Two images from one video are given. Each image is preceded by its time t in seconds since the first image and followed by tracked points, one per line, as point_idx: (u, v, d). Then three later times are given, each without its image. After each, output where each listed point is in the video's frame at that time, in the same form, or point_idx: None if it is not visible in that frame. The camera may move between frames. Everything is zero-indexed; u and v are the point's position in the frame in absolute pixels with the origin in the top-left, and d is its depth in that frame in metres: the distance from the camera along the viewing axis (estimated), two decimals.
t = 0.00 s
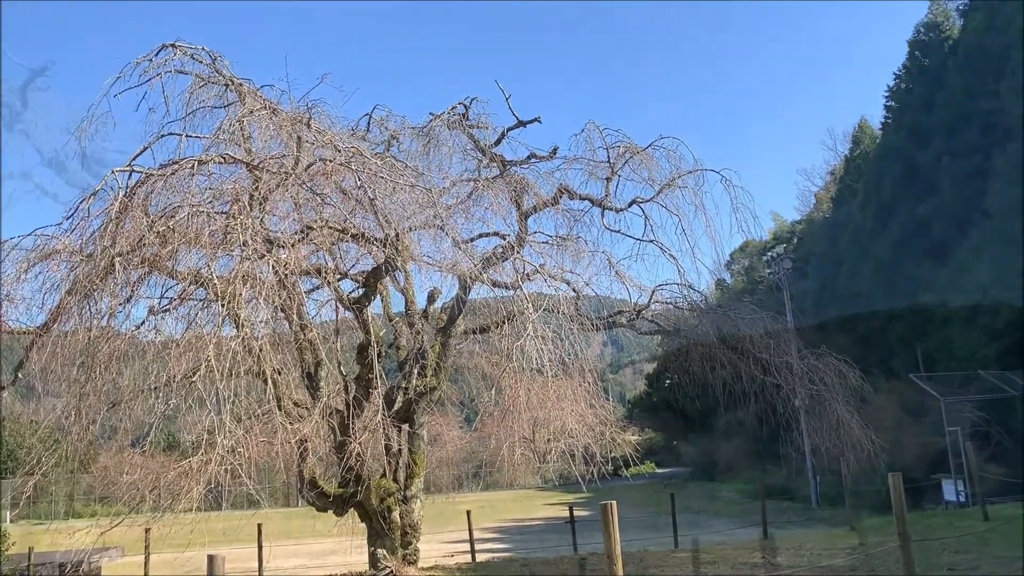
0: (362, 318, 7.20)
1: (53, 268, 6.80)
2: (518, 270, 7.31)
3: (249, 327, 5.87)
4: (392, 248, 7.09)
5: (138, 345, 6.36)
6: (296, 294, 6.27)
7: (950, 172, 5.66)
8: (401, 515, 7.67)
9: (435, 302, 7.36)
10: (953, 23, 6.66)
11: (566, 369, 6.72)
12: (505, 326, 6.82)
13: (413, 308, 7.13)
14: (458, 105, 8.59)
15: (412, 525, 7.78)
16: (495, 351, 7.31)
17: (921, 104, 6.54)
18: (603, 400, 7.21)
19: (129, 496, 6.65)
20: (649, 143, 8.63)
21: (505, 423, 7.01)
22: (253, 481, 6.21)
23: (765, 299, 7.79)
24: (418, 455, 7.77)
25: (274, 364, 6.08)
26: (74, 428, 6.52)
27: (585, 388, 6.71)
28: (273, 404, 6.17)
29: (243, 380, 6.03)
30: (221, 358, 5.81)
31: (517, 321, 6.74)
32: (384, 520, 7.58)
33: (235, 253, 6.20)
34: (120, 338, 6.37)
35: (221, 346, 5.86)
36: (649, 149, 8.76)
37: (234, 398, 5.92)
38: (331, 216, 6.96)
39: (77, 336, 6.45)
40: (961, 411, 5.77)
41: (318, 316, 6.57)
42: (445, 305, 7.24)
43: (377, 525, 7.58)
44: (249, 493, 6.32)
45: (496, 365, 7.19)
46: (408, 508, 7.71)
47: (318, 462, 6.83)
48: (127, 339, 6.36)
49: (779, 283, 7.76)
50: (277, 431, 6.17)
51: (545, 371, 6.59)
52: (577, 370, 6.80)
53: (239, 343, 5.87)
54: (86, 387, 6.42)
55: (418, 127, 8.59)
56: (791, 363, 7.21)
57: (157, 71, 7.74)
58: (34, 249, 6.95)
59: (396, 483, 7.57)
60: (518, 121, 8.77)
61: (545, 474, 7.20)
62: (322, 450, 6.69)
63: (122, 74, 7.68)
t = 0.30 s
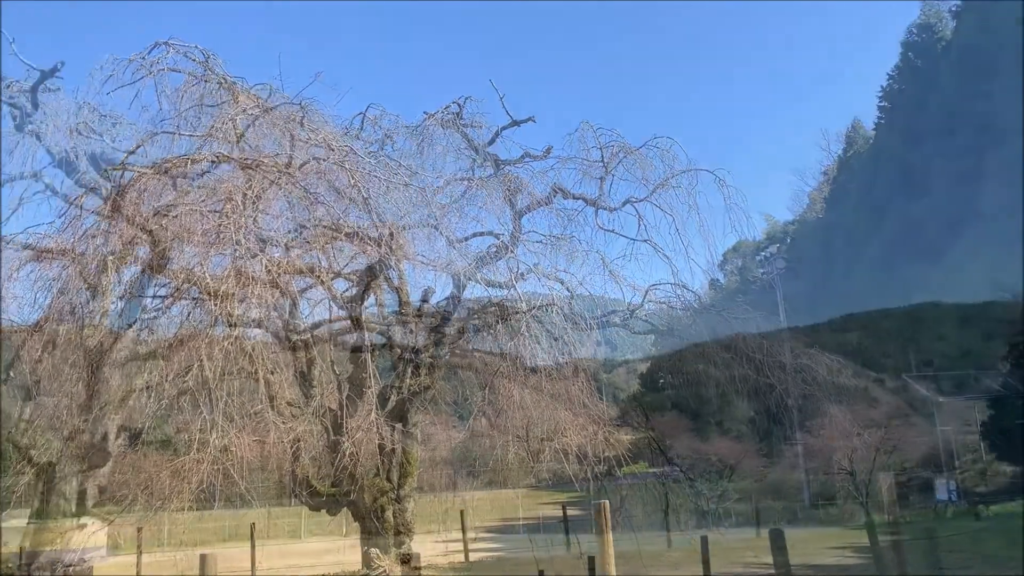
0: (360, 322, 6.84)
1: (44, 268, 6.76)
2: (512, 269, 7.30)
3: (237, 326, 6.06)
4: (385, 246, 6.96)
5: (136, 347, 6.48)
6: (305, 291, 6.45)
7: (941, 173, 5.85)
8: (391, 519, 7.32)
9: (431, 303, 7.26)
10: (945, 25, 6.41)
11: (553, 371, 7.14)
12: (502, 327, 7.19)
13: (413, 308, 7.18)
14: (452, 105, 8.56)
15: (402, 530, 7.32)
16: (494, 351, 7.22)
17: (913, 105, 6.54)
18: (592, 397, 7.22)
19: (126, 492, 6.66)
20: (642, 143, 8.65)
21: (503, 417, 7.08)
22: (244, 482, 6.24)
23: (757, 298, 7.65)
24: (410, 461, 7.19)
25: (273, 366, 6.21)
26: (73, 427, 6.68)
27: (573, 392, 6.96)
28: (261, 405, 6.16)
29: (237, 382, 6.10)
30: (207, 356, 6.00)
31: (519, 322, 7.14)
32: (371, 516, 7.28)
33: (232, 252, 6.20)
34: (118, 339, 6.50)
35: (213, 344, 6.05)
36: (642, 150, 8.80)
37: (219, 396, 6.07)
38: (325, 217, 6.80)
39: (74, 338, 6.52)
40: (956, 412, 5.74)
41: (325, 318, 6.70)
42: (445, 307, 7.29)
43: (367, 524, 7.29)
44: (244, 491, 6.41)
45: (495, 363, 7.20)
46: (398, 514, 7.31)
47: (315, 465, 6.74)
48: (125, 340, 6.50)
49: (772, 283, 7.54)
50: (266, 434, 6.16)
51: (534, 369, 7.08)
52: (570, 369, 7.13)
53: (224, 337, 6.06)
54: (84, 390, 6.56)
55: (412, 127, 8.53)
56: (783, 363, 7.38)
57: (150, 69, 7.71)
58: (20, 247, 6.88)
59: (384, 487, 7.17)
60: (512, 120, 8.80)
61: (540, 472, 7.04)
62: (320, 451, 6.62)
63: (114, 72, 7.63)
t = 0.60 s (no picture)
0: (373, 320, 6.14)
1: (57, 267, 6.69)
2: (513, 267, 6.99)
3: (241, 324, 5.69)
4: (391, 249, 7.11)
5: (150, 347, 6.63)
6: (317, 293, 6.28)
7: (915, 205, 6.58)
8: (393, 523, 6.06)
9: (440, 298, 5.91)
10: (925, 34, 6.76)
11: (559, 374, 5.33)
12: (513, 324, 5.47)
13: (426, 304, 5.86)
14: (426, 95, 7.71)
15: (413, 530, 6.01)
16: (513, 350, 5.48)
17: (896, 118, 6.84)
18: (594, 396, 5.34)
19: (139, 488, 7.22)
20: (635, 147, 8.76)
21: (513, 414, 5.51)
22: (269, 475, 6.58)
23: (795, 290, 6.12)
24: (422, 464, 5.83)
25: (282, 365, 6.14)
26: (88, 426, 5.91)
27: (579, 394, 5.29)
28: (273, 400, 6.37)
29: (251, 382, 6.07)
30: (222, 356, 5.66)
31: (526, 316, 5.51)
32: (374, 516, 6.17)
33: (244, 255, 6.42)
34: (134, 338, 6.54)
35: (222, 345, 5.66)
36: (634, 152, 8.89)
37: (230, 392, 5.73)
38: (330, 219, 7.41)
39: (92, 340, 6.88)
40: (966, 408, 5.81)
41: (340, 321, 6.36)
42: (459, 308, 5.78)
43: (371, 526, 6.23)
44: (256, 491, 6.75)
45: (508, 363, 5.43)
46: (407, 515, 6.00)
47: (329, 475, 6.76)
48: (140, 340, 6.56)
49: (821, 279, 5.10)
50: (280, 430, 6.46)
51: (537, 368, 5.31)
52: (580, 367, 5.34)
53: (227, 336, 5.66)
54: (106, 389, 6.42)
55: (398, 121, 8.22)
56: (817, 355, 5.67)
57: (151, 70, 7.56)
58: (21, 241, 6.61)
59: (391, 488, 6.03)
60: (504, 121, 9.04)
61: (549, 473, 5.72)
62: (337, 450, 6.42)
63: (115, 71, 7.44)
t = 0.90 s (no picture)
0: (389, 320, 6.15)
1: (75, 268, 6.96)
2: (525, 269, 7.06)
3: (257, 325, 5.57)
4: (404, 249, 7.27)
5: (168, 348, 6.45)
6: (332, 292, 6.24)
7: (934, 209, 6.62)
8: (418, 523, 5.18)
9: (450, 297, 5.40)
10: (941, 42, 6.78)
11: (572, 371, 4.79)
12: (528, 322, 4.86)
13: (439, 304, 5.35)
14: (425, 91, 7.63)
15: (430, 529, 5.13)
16: (529, 351, 4.82)
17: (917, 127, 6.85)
18: (608, 394, 4.81)
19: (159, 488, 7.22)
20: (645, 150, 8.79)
21: (529, 414, 4.72)
22: (284, 474, 6.63)
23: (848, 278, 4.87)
24: (433, 464, 4.86)
25: (299, 366, 6.10)
26: (105, 427, 5.90)
27: (593, 393, 4.80)
28: (290, 400, 6.43)
29: (268, 382, 6.04)
30: (240, 357, 5.49)
31: (540, 314, 4.86)
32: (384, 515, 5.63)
33: (259, 256, 6.47)
34: (151, 339, 6.33)
35: (240, 347, 5.52)
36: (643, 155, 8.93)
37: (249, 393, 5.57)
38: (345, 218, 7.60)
39: (110, 342, 7.10)
40: (984, 407, 5.80)
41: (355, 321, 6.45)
42: (474, 308, 5.16)
43: (381, 523, 5.70)
44: (273, 492, 6.84)
45: (527, 366, 4.79)
46: (424, 514, 5.11)
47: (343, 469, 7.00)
48: (158, 340, 6.34)
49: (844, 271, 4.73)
50: (297, 430, 6.52)
51: (551, 368, 4.78)
52: (595, 366, 4.88)
53: (244, 337, 5.53)
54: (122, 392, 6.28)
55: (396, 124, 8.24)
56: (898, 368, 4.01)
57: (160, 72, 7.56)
58: (40, 243, 6.76)
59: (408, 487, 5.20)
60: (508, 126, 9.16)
61: (566, 476, 5.10)
62: (351, 449, 6.37)
63: (128, 73, 7.42)
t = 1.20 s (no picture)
0: (402, 320, 6.17)
1: (91, 270, 7.00)
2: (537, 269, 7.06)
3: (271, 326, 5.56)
4: (417, 249, 7.29)
5: (183, 349, 6.46)
6: (346, 292, 6.18)
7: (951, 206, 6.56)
8: (431, 523, 5.11)
9: (463, 296, 5.40)
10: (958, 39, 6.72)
11: (585, 370, 4.79)
12: (542, 322, 4.86)
13: (451, 303, 5.36)
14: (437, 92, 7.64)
15: (444, 529, 5.10)
16: (543, 351, 4.82)
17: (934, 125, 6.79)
18: (622, 393, 4.78)
19: (175, 488, 7.25)
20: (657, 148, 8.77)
21: (542, 414, 4.70)
22: (299, 474, 6.60)
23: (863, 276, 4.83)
24: (447, 465, 4.87)
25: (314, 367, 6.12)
26: (122, 428, 5.91)
27: (607, 393, 4.77)
28: (305, 400, 6.46)
29: (283, 382, 6.06)
30: (255, 357, 5.55)
31: (554, 313, 4.86)
32: (398, 514, 5.66)
33: (273, 257, 6.48)
34: (166, 340, 6.37)
35: (255, 347, 5.60)
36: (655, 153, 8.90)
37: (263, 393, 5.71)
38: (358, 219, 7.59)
39: (126, 342, 7.18)
40: (1003, 406, 5.74)
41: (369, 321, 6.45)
42: (487, 308, 5.17)
43: (395, 523, 5.71)
44: (288, 492, 6.81)
45: (540, 366, 4.80)
46: (438, 513, 5.02)
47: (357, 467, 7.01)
48: (173, 341, 6.36)
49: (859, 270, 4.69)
50: (311, 431, 6.51)
51: (565, 368, 4.79)
52: (609, 365, 4.86)
53: (259, 337, 5.56)
54: (138, 392, 6.31)
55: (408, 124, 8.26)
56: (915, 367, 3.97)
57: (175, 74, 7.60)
58: (56, 244, 6.78)
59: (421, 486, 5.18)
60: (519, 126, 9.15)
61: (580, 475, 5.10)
62: (365, 449, 6.38)
63: (143, 76, 7.46)
